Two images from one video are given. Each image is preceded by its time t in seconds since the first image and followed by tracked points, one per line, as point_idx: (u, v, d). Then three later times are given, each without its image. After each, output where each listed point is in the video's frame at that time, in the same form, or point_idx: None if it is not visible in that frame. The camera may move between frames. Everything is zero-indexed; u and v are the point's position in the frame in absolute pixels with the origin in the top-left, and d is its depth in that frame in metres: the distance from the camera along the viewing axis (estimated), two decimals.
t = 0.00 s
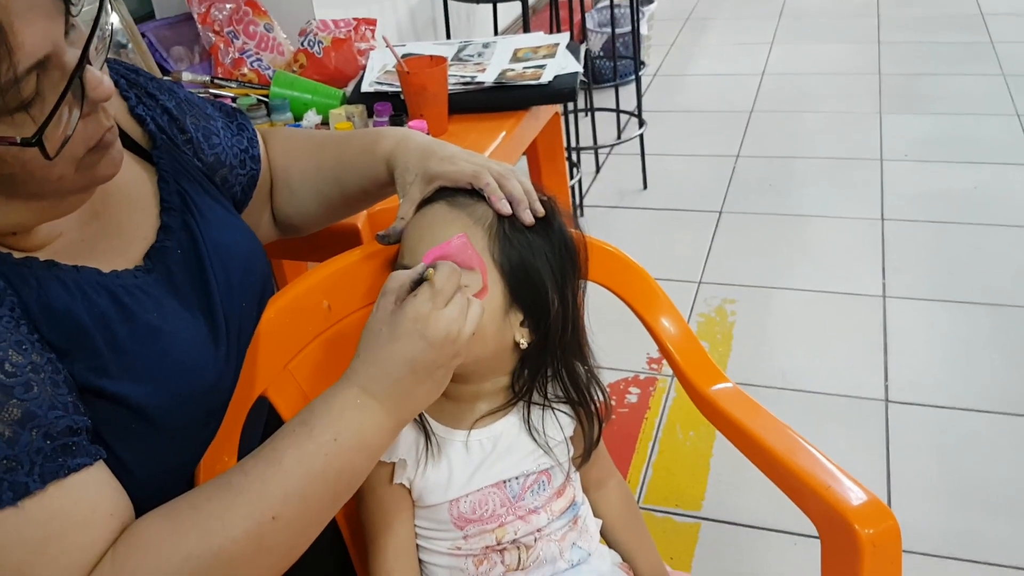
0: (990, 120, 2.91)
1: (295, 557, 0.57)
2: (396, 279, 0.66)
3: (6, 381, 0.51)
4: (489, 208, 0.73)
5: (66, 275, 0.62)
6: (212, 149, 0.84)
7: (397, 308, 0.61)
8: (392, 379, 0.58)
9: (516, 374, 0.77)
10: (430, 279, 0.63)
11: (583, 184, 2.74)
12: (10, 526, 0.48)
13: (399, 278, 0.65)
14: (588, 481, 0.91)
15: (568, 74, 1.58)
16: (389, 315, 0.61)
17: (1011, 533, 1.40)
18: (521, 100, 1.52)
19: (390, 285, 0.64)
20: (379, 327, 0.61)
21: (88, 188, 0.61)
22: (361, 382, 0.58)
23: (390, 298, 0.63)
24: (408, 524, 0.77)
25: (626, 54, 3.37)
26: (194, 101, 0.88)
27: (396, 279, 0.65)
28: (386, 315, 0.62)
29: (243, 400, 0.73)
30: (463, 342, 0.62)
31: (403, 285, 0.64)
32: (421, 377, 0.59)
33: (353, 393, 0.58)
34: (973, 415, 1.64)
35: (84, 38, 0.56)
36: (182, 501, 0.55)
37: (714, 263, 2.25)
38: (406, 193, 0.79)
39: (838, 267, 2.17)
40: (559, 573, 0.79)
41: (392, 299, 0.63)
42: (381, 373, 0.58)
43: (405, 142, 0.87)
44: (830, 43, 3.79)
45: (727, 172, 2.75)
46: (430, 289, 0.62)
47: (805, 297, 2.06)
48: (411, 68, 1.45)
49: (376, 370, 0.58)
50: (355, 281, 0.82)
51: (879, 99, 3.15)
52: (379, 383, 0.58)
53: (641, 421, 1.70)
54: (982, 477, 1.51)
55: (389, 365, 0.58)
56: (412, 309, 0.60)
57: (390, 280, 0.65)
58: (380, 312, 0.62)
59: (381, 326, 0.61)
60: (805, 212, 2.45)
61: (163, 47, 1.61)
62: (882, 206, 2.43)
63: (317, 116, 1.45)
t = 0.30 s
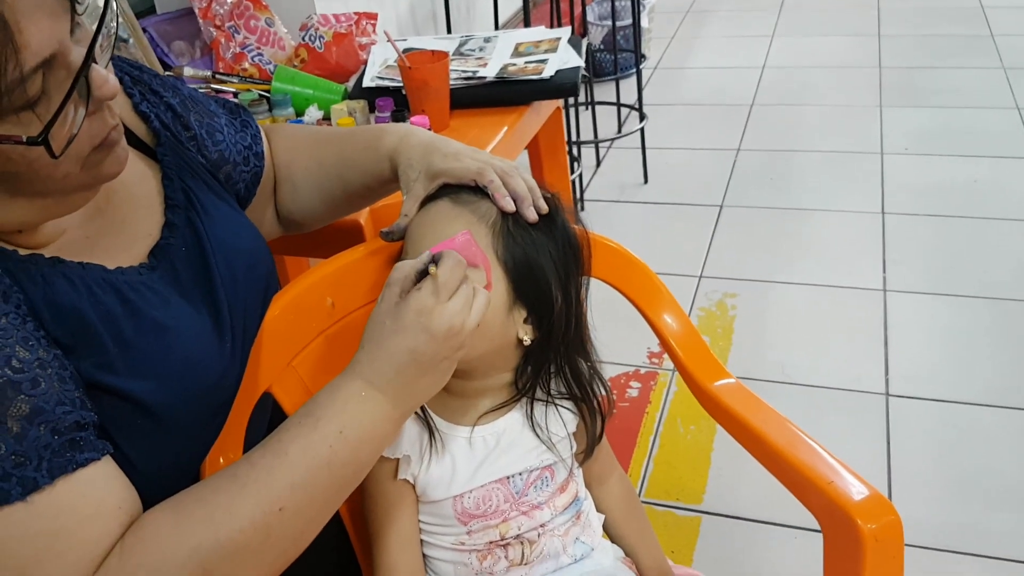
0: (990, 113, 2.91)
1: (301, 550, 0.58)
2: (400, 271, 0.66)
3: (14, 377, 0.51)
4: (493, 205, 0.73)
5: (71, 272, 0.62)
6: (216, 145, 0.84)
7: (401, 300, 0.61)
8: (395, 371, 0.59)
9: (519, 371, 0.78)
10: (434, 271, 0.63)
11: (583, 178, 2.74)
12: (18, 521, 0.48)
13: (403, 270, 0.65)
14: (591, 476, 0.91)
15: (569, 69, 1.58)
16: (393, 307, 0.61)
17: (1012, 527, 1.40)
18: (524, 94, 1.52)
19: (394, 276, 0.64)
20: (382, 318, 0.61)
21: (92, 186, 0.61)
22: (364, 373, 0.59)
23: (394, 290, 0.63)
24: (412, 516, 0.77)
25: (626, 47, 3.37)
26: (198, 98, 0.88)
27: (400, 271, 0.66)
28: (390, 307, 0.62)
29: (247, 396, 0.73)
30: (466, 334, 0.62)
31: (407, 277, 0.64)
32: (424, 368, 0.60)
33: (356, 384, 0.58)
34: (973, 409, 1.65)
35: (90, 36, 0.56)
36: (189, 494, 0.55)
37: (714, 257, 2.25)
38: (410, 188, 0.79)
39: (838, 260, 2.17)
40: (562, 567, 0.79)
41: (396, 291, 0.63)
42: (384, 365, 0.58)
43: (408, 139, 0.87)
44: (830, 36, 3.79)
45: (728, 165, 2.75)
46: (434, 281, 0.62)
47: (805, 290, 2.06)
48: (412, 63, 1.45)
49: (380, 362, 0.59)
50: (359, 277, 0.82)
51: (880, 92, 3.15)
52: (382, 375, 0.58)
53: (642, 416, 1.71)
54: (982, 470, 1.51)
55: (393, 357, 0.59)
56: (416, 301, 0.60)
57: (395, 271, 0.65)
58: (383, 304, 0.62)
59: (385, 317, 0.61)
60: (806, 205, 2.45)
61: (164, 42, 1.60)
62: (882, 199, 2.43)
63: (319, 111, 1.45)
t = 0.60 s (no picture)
0: (958, 101, 2.95)
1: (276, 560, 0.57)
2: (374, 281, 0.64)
3: None
4: (466, 204, 0.73)
5: (34, 280, 0.61)
6: (183, 144, 0.83)
7: (374, 308, 0.60)
8: (370, 379, 0.57)
9: (493, 370, 0.77)
10: (409, 278, 0.62)
11: (558, 169, 2.74)
12: None
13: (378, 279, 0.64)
14: (567, 473, 0.91)
15: (542, 62, 1.57)
16: (367, 316, 0.60)
17: (981, 512, 1.43)
18: (496, 88, 1.51)
19: (368, 286, 0.63)
20: (356, 327, 0.59)
21: (56, 192, 0.60)
22: (339, 383, 0.57)
23: (368, 299, 0.62)
24: (387, 524, 0.77)
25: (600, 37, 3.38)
26: (164, 96, 0.86)
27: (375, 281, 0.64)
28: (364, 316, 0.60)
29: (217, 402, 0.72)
30: (443, 342, 0.60)
31: (380, 286, 0.63)
32: (401, 376, 0.58)
33: (332, 395, 0.57)
34: (941, 395, 1.67)
35: (50, 41, 0.55)
36: (161, 506, 0.55)
37: (689, 247, 2.26)
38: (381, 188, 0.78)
39: (810, 249, 2.19)
40: (539, 566, 0.79)
41: (370, 300, 0.62)
42: (359, 374, 0.57)
43: (379, 136, 0.86)
44: (802, 25, 3.82)
45: (701, 155, 2.76)
46: (409, 289, 0.60)
47: (777, 280, 2.08)
48: (383, 57, 1.43)
49: (354, 371, 0.57)
50: (331, 278, 0.82)
51: (850, 81, 3.18)
52: (357, 383, 0.57)
53: (618, 407, 1.72)
54: (952, 456, 1.54)
55: (368, 366, 0.57)
56: (391, 308, 0.59)
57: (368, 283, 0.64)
58: (358, 312, 0.61)
59: (359, 326, 0.59)
60: (778, 194, 2.47)
61: (130, 36, 1.56)
62: (853, 188, 2.46)
63: (289, 106, 1.41)
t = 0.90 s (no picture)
0: (874, 74, 3.04)
1: None
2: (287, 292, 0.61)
3: None
4: (388, 216, 0.70)
5: None
6: (85, 165, 0.77)
7: (288, 320, 0.57)
8: (289, 397, 0.55)
9: (427, 386, 0.75)
10: (323, 287, 0.59)
11: (490, 159, 2.72)
12: None
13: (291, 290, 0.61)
14: (508, 480, 0.90)
15: (464, 57, 1.54)
16: (279, 328, 0.57)
17: (912, 480, 1.47)
18: (419, 86, 1.48)
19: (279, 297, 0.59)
20: (269, 342, 0.56)
21: None
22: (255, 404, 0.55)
23: (280, 310, 0.58)
24: (323, 538, 0.74)
25: (524, 23, 3.36)
26: (61, 115, 0.80)
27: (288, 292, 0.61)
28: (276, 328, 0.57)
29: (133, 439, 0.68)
30: (363, 350, 0.58)
31: (295, 296, 0.59)
32: (321, 390, 0.56)
33: (248, 416, 0.54)
34: (870, 367, 1.72)
35: None
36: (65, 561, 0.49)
37: (623, 233, 2.28)
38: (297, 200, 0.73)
39: (740, 228, 2.23)
40: None
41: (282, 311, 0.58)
42: (276, 392, 0.54)
43: (294, 146, 0.82)
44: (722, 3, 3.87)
45: (630, 139, 2.78)
46: (324, 297, 0.58)
47: (710, 261, 2.11)
48: (298, 58, 1.38)
49: (271, 389, 0.54)
50: (251, 296, 0.78)
51: (771, 59, 3.25)
52: (274, 402, 0.54)
53: (560, 399, 1.72)
54: (883, 426, 1.58)
55: (285, 383, 0.55)
56: (305, 321, 0.56)
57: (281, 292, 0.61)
58: (270, 327, 0.57)
59: (271, 341, 0.56)
60: (707, 176, 2.51)
61: (33, 47, 1.47)
62: (779, 166, 2.51)
63: (202, 112, 1.36)
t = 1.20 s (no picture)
0: (834, 43, 3.05)
1: None
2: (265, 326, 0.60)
3: None
4: (355, 226, 0.68)
5: None
6: (41, 183, 0.74)
7: (264, 358, 0.55)
8: (267, 436, 0.53)
9: (403, 395, 0.73)
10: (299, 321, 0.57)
11: (456, 144, 2.69)
12: None
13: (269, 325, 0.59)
14: (490, 480, 0.90)
15: (425, 48, 1.52)
16: (255, 366, 0.55)
17: (886, 450, 1.49)
18: (380, 79, 1.45)
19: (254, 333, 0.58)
20: (246, 381, 0.55)
21: None
22: (233, 444, 0.53)
23: (255, 346, 0.57)
24: (306, 561, 0.73)
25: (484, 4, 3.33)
26: (12, 131, 0.76)
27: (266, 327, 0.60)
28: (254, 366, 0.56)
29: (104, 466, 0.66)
30: (344, 385, 0.56)
31: (270, 332, 0.57)
32: (300, 428, 0.54)
33: (228, 460, 0.53)
34: (841, 339, 1.74)
35: None
36: None
37: (593, 214, 2.27)
38: (260, 211, 0.71)
39: (707, 205, 2.24)
40: None
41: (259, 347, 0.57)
42: (253, 432, 0.53)
43: (255, 154, 0.81)
44: None
45: (596, 118, 2.77)
46: (300, 331, 0.56)
47: (679, 239, 2.12)
48: (255, 57, 1.35)
49: (248, 429, 0.53)
50: (219, 310, 0.76)
51: (732, 31, 3.25)
52: (251, 442, 0.53)
53: (538, 386, 1.72)
54: (856, 398, 1.60)
55: (262, 420, 0.53)
56: (281, 356, 0.54)
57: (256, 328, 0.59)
58: (246, 365, 0.56)
59: (247, 380, 0.55)
60: (673, 153, 2.51)
61: None
62: (744, 140, 2.52)
63: (159, 116, 1.32)
